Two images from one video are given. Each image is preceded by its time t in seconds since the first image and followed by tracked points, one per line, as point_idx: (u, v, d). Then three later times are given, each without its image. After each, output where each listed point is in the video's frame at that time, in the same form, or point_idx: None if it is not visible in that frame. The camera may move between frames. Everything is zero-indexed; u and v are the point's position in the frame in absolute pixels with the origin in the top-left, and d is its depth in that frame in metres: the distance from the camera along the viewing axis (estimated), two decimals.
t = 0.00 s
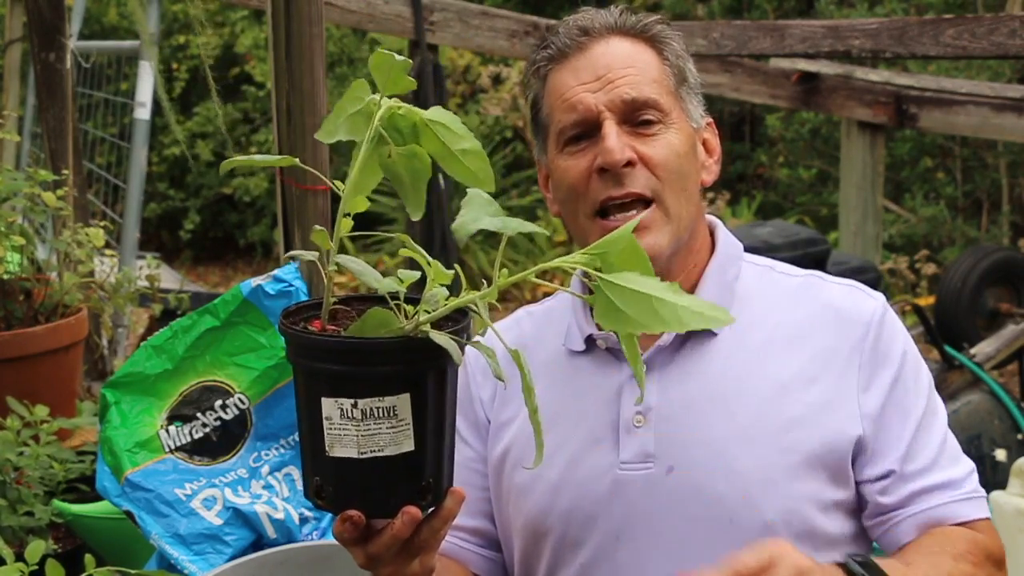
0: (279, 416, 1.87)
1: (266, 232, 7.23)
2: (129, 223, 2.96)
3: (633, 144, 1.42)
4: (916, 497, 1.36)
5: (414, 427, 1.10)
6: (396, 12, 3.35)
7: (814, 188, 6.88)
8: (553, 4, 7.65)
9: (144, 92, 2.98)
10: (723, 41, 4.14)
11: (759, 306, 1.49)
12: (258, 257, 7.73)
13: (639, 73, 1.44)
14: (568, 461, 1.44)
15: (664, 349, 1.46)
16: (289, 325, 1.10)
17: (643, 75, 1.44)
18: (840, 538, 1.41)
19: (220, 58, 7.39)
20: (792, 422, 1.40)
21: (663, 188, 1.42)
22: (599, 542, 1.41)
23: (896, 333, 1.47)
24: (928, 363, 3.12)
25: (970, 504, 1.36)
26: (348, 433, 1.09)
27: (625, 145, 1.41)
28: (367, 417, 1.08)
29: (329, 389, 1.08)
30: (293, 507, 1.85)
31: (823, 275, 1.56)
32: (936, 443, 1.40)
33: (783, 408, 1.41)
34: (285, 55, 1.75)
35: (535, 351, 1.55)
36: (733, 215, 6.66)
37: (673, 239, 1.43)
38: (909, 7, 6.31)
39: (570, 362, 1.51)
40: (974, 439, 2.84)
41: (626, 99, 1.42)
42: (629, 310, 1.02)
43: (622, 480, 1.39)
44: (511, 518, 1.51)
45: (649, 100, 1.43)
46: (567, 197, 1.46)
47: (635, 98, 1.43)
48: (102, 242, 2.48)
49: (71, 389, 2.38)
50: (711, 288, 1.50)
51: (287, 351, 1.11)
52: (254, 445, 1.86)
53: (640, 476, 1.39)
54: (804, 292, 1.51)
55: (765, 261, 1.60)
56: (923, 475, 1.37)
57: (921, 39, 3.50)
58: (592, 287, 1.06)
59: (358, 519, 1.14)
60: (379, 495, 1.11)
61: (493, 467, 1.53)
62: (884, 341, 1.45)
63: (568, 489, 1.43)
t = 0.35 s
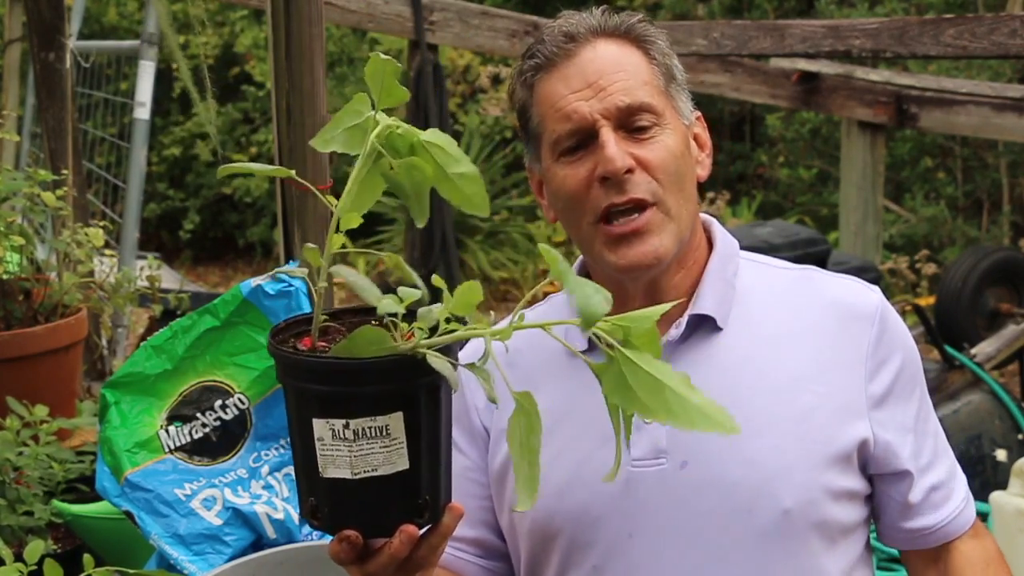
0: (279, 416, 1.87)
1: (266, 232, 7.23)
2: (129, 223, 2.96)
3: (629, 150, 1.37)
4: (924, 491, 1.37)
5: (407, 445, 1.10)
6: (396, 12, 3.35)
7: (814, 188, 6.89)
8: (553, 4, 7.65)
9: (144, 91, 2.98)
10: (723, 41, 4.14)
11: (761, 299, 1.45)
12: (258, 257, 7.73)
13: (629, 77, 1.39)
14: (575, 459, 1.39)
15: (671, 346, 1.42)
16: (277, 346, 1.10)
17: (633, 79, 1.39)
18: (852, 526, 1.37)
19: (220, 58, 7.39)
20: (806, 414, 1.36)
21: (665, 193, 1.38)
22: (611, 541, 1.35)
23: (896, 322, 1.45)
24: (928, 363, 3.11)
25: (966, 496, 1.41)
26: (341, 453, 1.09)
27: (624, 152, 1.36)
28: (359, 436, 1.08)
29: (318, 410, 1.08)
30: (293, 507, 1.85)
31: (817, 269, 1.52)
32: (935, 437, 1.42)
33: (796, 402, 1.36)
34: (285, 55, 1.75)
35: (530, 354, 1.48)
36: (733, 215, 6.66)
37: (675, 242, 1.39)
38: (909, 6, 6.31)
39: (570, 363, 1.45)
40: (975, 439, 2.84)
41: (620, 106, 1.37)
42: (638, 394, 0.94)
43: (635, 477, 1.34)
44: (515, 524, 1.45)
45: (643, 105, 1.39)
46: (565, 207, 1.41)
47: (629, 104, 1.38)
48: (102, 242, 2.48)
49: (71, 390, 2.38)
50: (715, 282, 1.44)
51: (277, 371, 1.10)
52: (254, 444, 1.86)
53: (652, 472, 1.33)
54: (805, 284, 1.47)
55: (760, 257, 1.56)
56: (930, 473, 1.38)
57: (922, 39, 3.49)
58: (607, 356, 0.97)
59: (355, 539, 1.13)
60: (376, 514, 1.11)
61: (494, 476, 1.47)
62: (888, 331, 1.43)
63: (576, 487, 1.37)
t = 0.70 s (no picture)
0: (280, 416, 1.86)
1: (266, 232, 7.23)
2: (129, 223, 2.96)
3: (627, 155, 1.36)
4: (924, 499, 1.38)
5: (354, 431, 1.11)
6: (396, 12, 3.35)
7: (814, 188, 6.89)
8: (553, 4, 7.64)
9: (144, 92, 2.98)
10: (723, 41, 4.14)
11: (768, 300, 1.44)
12: (258, 257, 7.73)
13: (636, 80, 1.38)
14: (579, 460, 1.38)
15: (675, 347, 1.39)
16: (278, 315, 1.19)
17: (640, 81, 1.38)
18: (853, 530, 1.37)
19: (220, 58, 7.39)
20: (812, 417, 1.35)
21: (659, 199, 1.36)
22: (615, 542, 1.35)
23: (902, 330, 1.45)
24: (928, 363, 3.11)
25: (961, 506, 1.42)
26: (295, 427, 1.14)
27: (618, 157, 1.35)
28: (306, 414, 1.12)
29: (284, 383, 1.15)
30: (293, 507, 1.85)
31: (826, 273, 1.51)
32: (935, 447, 1.43)
33: (803, 405, 1.36)
34: (285, 55, 1.75)
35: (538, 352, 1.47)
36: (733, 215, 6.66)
37: (670, 248, 1.37)
38: (909, 6, 6.31)
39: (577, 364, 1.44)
40: (975, 439, 2.85)
41: (621, 108, 1.36)
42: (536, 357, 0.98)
43: (639, 478, 1.33)
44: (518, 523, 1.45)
45: (646, 108, 1.37)
46: (566, 206, 1.40)
47: (632, 106, 1.37)
48: (102, 242, 2.48)
49: (71, 390, 2.38)
50: (723, 283, 1.43)
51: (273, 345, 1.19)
52: (254, 445, 1.85)
53: (657, 473, 1.33)
54: (812, 288, 1.46)
55: (769, 260, 1.54)
56: (930, 481, 1.40)
57: (922, 39, 3.49)
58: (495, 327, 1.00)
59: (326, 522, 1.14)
60: (328, 495, 1.13)
61: (498, 473, 1.47)
62: (895, 338, 1.43)
63: (581, 487, 1.37)
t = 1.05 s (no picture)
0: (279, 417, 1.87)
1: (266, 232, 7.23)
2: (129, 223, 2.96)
3: (634, 147, 1.35)
4: (931, 498, 1.39)
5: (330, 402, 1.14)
6: (396, 12, 3.35)
7: (814, 188, 6.89)
8: (553, 4, 7.64)
9: (144, 91, 2.98)
10: (723, 41, 4.14)
11: (776, 299, 1.45)
12: (258, 257, 7.73)
13: (648, 74, 1.38)
14: (588, 455, 1.38)
15: (686, 341, 1.39)
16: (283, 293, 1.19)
17: (651, 77, 1.38)
18: (862, 527, 1.37)
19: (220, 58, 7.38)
20: (822, 412, 1.36)
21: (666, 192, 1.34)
22: (624, 537, 1.35)
23: (908, 329, 1.45)
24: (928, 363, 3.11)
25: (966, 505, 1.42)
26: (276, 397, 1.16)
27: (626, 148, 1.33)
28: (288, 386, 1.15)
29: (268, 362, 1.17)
30: (293, 507, 1.85)
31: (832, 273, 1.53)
32: (943, 448, 1.43)
33: (812, 401, 1.36)
34: (285, 54, 1.76)
35: (548, 349, 1.48)
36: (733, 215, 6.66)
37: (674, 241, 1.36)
38: (909, 6, 6.31)
39: (587, 359, 1.44)
40: (975, 439, 2.86)
41: (632, 102, 1.36)
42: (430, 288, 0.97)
43: (650, 472, 1.34)
44: (528, 518, 1.45)
45: (656, 103, 1.37)
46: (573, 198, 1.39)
47: (642, 101, 1.36)
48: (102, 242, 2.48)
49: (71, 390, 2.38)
50: (733, 279, 1.44)
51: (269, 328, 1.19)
52: (254, 445, 1.86)
53: (668, 467, 1.33)
54: (819, 287, 1.47)
55: (775, 261, 1.56)
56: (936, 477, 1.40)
57: (922, 38, 3.49)
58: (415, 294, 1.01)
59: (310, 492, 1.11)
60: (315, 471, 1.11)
61: (507, 470, 1.47)
62: (902, 337, 1.43)
63: (591, 481, 1.37)
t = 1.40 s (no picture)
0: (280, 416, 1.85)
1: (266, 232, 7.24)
2: (129, 223, 2.96)
3: (664, 141, 1.37)
4: (933, 502, 1.39)
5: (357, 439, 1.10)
6: (396, 12, 3.35)
7: (814, 188, 6.88)
8: (553, 4, 7.64)
9: (144, 91, 2.98)
10: (722, 41, 4.14)
11: (780, 301, 1.45)
12: (258, 257, 7.73)
13: (670, 71, 1.40)
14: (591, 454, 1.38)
15: (689, 342, 1.39)
16: (260, 330, 1.14)
17: (674, 73, 1.40)
18: (864, 529, 1.37)
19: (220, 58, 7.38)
20: (825, 413, 1.36)
21: (692, 189, 1.37)
22: (625, 537, 1.35)
23: (913, 331, 1.45)
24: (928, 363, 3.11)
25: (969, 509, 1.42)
26: (292, 435, 1.12)
27: (657, 143, 1.36)
28: (308, 423, 1.11)
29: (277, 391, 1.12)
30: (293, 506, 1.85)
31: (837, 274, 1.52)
32: (948, 452, 1.43)
33: (815, 402, 1.36)
34: (285, 54, 1.76)
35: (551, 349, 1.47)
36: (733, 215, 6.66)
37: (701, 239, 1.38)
38: (909, 6, 6.31)
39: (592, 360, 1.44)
40: (974, 439, 2.86)
41: (658, 97, 1.38)
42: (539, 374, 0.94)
43: (652, 472, 1.34)
44: (530, 518, 1.45)
45: (681, 98, 1.39)
46: (593, 194, 1.41)
47: (667, 97, 1.39)
48: (102, 242, 2.48)
49: (71, 390, 2.38)
50: (737, 279, 1.44)
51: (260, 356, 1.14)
52: (254, 445, 1.84)
53: (669, 467, 1.33)
54: (823, 288, 1.47)
55: (779, 260, 1.56)
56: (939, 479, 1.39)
57: (922, 38, 3.49)
58: (493, 356, 0.98)
59: (305, 525, 1.13)
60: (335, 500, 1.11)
61: (510, 470, 1.47)
62: (907, 339, 1.43)
63: (593, 481, 1.37)
